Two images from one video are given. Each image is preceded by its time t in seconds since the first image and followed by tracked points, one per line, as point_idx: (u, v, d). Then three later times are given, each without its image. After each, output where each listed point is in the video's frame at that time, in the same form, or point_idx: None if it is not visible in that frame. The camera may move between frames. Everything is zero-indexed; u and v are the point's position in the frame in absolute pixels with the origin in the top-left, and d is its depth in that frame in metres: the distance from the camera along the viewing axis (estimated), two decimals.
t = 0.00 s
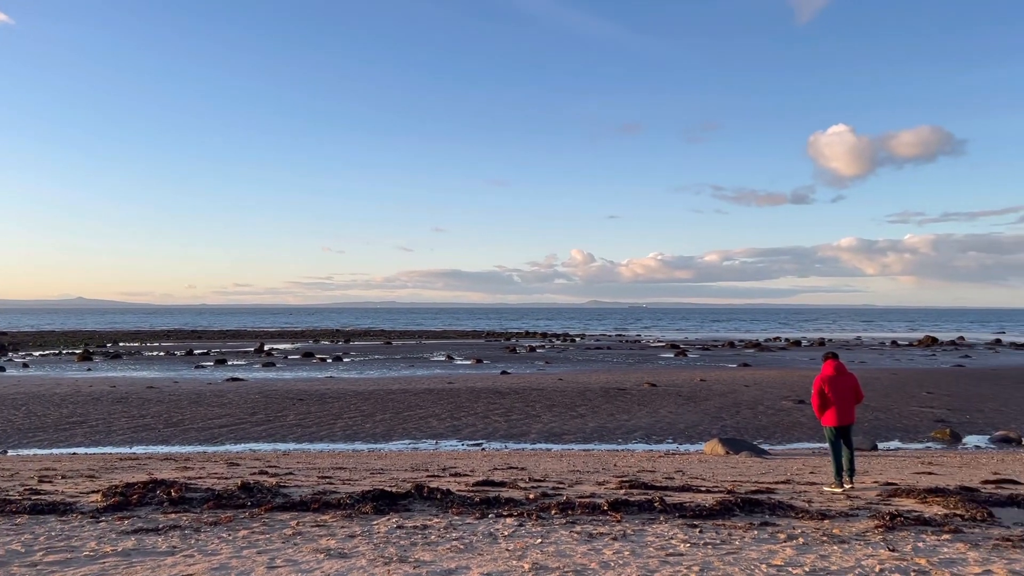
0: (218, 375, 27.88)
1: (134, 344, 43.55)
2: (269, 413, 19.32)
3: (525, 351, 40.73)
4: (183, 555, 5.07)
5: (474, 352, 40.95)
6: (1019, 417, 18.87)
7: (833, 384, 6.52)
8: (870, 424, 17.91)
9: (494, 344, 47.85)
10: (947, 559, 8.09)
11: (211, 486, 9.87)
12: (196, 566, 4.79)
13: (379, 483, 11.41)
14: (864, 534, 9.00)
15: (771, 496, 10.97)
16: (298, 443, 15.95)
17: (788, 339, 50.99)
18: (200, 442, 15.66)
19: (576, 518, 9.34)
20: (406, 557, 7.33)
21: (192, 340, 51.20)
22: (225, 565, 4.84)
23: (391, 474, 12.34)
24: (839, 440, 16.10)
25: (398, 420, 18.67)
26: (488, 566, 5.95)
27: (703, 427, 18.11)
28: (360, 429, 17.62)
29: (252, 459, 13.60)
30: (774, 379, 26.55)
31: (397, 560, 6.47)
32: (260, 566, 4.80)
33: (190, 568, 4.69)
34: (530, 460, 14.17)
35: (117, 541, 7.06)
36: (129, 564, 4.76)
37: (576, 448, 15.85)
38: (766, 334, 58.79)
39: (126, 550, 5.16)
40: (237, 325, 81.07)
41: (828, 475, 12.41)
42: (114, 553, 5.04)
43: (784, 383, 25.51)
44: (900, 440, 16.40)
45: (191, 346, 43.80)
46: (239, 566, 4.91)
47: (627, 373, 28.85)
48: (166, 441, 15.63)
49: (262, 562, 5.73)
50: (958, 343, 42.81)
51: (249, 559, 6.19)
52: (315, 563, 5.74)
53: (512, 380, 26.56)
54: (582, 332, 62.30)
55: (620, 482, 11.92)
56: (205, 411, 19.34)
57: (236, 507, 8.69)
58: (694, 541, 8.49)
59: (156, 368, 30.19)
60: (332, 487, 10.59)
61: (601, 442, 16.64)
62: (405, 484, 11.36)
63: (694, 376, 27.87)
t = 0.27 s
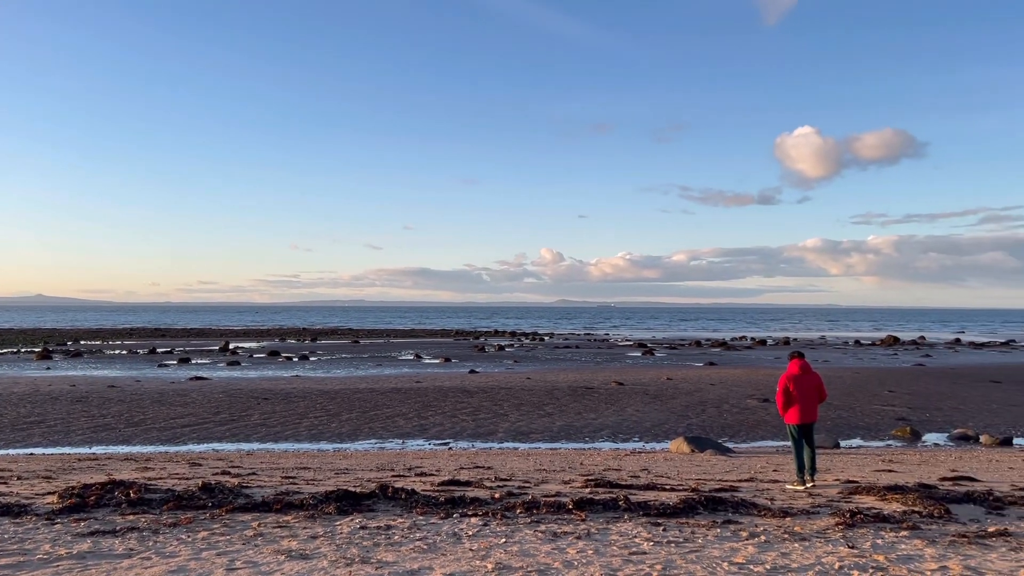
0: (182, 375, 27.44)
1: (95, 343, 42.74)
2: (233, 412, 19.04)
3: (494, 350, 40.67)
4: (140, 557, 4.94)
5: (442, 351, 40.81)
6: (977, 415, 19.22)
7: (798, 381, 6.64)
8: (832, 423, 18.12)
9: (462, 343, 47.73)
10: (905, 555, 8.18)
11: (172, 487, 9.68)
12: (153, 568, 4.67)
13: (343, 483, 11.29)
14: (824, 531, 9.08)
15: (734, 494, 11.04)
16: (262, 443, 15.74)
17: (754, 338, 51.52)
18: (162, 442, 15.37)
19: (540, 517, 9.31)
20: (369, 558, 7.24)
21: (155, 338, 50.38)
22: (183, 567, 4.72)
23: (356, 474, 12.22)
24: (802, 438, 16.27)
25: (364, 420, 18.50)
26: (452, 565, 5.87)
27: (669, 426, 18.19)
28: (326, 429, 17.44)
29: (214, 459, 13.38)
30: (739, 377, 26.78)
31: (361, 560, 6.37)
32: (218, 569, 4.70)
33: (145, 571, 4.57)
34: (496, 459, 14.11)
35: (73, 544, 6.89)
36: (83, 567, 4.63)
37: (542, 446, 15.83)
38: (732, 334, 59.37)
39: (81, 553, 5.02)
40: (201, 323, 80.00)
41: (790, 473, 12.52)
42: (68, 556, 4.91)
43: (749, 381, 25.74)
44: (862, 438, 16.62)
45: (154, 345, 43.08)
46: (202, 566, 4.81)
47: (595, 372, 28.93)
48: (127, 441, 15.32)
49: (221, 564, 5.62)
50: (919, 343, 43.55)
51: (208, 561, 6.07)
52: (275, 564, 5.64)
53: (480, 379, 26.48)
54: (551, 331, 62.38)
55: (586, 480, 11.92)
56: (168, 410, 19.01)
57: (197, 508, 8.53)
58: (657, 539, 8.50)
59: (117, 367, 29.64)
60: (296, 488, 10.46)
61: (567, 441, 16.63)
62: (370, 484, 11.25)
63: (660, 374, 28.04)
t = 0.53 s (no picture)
0: (142, 373, 26.91)
1: (53, 341, 41.80)
2: (195, 411, 18.70)
3: (461, 348, 40.53)
4: (90, 561, 4.77)
5: (409, 349, 40.57)
6: (935, 412, 19.53)
7: (762, 379, 6.71)
8: (794, 420, 18.28)
9: (430, 341, 47.50)
10: (862, 552, 8.24)
11: (128, 488, 9.44)
12: (102, 572, 4.50)
13: (305, 483, 11.11)
14: (784, 529, 9.12)
15: (697, 491, 11.06)
16: (223, 443, 15.47)
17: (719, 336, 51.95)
18: (120, 442, 15.03)
19: (503, 517, 9.24)
20: (328, 559, 7.10)
21: (116, 336, 49.41)
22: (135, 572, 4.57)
23: (318, 474, 12.04)
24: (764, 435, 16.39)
25: (329, 419, 18.27)
26: (413, 566, 5.77)
27: (634, 423, 18.22)
28: (289, 428, 17.19)
29: (173, 460, 13.10)
30: (704, 376, 26.96)
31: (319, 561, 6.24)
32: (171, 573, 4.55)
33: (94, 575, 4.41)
34: (461, 458, 14.01)
35: (21, 548, 6.67)
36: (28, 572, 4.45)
37: (508, 445, 15.75)
38: (698, 332, 59.81)
39: (30, 557, 4.84)
40: (164, 321, 78.72)
41: (752, 470, 12.60)
42: (15, 560, 4.72)
43: (713, 380, 25.91)
44: (823, 436, 16.78)
45: (115, 342, 42.26)
46: (152, 571, 4.66)
47: (561, 370, 28.93)
48: (84, 441, 14.96)
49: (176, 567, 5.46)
50: (880, 341, 44.24)
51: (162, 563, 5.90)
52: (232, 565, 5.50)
53: (446, 378, 26.34)
54: (518, 330, 62.35)
55: (550, 479, 11.87)
56: (127, 409, 18.61)
57: (153, 510, 8.32)
58: (619, 538, 8.47)
59: (76, 365, 29.00)
60: (256, 488, 10.26)
61: (533, 439, 16.57)
62: (332, 484, 11.09)
63: (626, 372, 28.11)
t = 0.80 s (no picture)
0: (99, 371, 26.30)
1: (7, 339, 40.71)
2: (153, 410, 18.29)
3: (427, 345, 40.31)
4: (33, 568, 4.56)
5: (374, 347, 40.23)
6: (894, 408, 19.81)
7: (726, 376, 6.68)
8: (756, 417, 18.41)
9: (395, 338, 47.20)
10: (821, 548, 8.27)
11: (80, 488, 9.15)
12: None
13: (264, 483, 10.89)
14: (744, 525, 9.12)
15: (659, 488, 11.05)
16: (182, 442, 15.14)
17: (684, 334, 52.32)
18: (74, 442, 14.62)
19: (465, 515, 9.13)
20: (285, 561, 6.91)
21: (73, 333, 48.30)
22: None
23: (277, 474, 11.82)
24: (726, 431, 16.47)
25: (291, 417, 17.99)
26: (372, 566, 5.63)
27: (599, 420, 18.21)
28: (250, 427, 16.89)
29: (129, 459, 12.77)
30: (668, 372, 27.09)
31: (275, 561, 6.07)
32: None
33: None
34: (424, 456, 13.86)
35: None
36: None
37: (472, 443, 15.63)
38: (662, 330, 60.21)
39: None
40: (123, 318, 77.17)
41: (714, 467, 12.63)
42: None
43: (677, 376, 26.04)
44: (784, 432, 16.92)
45: (71, 340, 41.30)
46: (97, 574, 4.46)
47: (527, 367, 28.87)
48: (36, 440, 14.53)
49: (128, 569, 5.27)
50: (841, 339, 44.88)
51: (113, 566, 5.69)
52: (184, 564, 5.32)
53: (410, 375, 26.14)
54: (485, 327, 62.20)
55: (513, 476, 11.78)
56: (83, 408, 18.14)
57: (105, 511, 8.06)
58: (581, 536, 8.40)
59: (30, 363, 28.27)
60: (214, 488, 10.03)
61: (497, 436, 16.47)
62: (292, 483, 10.88)
63: (591, 369, 28.14)
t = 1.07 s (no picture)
0: (54, 368, 25.68)
1: None
2: (110, 408, 17.89)
3: (391, 342, 40.05)
4: None
5: (337, 344, 39.86)
6: (852, 403, 20.10)
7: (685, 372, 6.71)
8: (718, 412, 18.56)
9: (359, 335, 46.86)
10: (780, 541, 8.33)
11: (31, 489, 8.89)
12: None
13: (223, 482, 10.69)
14: (704, 520, 9.16)
15: (621, 483, 11.06)
16: (139, 440, 14.82)
17: (647, 330, 52.65)
18: (27, 441, 14.23)
19: (427, 512, 9.04)
20: (242, 560, 6.77)
21: (27, 330, 47.13)
22: None
23: (237, 472, 11.62)
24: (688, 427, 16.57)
25: (252, 415, 17.72)
26: (331, 565, 5.53)
27: (563, 416, 18.21)
28: (209, 425, 16.60)
29: (83, 458, 12.45)
30: (632, 368, 27.20)
31: (230, 561, 5.93)
32: None
33: None
34: (387, 454, 13.73)
35: None
36: None
37: (435, 440, 15.53)
38: (626, 326, 60.51)
39: None
40: (79, 314, 75.49)
41: (676, 462, 12.69)
42: None
43: (641, 372, 26.16)
44: (745, 427, 17.06)
45: (25, 337, 40.30)
46: None
47: (492, 364, 28.82)
48: None
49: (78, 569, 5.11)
50: (801, 335, 45.53)
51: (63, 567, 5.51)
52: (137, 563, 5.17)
53: (374, 372, 25.93)
54: (449, 324, 61.96)
55: (475, 473, 11.71)
56: (37, 407, 17.68)
57: (57, 512, 7.84)
58: (543, 532, 8.36)
59: None
60: (171, 487, 9.82)
61: (461, 433, 16.39)
62: (251, 482, 10.70)
63: (556, 366, 28.15)
